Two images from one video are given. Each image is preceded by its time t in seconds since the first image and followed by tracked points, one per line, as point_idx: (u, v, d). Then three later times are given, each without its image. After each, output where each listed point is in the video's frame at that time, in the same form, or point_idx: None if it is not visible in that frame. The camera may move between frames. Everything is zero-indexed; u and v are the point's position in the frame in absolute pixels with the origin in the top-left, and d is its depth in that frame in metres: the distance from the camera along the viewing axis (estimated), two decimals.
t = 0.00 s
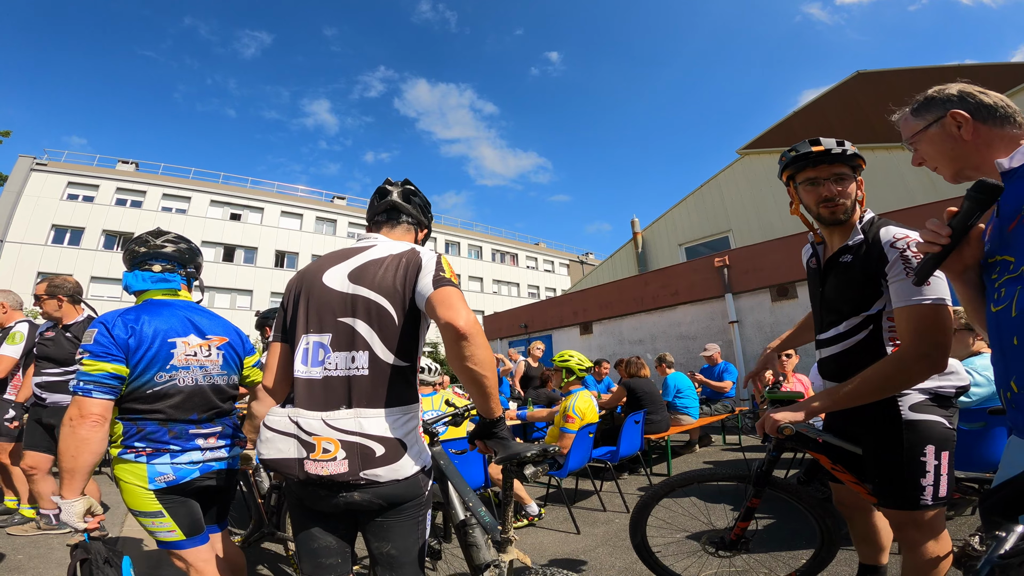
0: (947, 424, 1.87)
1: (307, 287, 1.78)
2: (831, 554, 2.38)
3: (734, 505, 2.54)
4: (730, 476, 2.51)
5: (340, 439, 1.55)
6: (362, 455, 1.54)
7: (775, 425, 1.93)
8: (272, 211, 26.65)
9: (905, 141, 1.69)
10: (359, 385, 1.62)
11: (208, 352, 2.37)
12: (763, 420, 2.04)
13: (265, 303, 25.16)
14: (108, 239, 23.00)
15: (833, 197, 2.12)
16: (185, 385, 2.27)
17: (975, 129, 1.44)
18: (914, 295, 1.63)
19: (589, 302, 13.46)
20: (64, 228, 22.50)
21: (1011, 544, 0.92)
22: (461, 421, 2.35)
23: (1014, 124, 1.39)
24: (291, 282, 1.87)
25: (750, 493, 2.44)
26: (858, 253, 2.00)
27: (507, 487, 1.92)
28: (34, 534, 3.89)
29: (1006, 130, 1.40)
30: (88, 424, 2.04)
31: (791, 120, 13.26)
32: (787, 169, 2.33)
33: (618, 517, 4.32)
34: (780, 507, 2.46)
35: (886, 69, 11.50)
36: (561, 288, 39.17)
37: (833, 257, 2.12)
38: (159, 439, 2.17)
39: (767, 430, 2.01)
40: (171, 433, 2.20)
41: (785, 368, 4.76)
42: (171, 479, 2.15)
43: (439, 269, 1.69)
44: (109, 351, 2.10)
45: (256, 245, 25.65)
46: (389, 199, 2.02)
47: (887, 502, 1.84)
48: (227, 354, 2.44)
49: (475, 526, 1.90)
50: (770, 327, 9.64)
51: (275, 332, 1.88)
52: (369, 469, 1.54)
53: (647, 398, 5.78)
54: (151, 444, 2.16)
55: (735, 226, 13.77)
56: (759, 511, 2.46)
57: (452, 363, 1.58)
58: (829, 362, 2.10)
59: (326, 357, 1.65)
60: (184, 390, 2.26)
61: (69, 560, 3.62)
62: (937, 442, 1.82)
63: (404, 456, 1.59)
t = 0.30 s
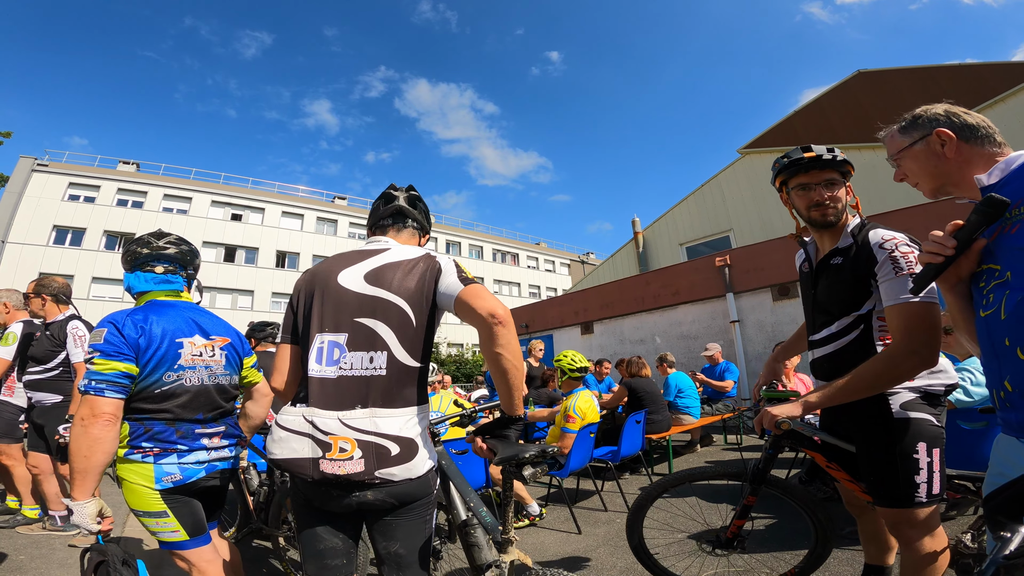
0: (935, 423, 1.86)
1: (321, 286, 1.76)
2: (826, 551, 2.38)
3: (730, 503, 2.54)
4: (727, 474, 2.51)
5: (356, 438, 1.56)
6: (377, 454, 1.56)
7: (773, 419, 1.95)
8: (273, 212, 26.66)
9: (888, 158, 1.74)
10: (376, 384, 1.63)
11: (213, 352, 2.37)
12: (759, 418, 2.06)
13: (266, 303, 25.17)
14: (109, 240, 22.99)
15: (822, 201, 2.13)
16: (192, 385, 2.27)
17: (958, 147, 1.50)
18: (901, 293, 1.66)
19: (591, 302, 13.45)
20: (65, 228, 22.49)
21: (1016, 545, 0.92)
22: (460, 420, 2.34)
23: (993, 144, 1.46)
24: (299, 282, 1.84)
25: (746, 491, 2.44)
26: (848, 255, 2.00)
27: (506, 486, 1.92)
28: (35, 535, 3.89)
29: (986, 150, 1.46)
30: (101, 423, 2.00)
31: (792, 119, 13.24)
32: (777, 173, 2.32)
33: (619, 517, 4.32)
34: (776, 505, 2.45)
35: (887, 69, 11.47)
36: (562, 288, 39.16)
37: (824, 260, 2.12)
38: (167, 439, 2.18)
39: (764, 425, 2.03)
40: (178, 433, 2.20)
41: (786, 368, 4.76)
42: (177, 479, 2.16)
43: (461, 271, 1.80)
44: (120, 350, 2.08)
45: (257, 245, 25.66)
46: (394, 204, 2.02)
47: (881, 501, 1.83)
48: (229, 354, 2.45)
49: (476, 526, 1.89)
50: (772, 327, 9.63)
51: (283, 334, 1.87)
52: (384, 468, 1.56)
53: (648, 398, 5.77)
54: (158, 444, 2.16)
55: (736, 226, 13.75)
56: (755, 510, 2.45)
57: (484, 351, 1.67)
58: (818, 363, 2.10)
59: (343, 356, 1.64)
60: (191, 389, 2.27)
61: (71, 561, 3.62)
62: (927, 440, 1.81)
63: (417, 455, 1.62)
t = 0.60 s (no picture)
0: (924, 421, 1.86)
1: (335, 288, 1.76)
2: (815, 546, 2.39)
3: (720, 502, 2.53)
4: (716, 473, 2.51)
5: (376, 436, 1.57)
6: (396, 452, 1.57)
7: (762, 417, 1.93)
8: (273, 212, 26.68)
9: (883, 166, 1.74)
10: (393, 385, 1.64)
11: (218, 354, 2.38)
12: (750, 412, 2.05)
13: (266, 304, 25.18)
14: (110, 241, 23.01)
15: (818, 205, 2.13)
16: (199, 384, 2.28)
17: (952, 155, 1.50)
18: (888, 295, 1.68)
19: (591, 302, 13.45)
20: (66, 229, 22.53)
21: (1016, 544, 0.92)
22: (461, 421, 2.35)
23: (986, 153, 1.47)
24: (310, 283, 1.83)
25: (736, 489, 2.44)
26: (842, 257, 2.00)
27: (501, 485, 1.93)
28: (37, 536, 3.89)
29: (980, 159, 1.47)
30: (116, 420, 2.01)
31: (792, 119, 13.24)
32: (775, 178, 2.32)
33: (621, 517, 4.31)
34: (765, 502, 2.46)
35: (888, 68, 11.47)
36: (563, 288, 39.14)
37: (819, 262, 2.11)
38: (174, 436, 2.18)
39: (754, 423, 2.02)
40: (186, 431, 2.21)
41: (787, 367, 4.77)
42: (184, 476, 2.17)
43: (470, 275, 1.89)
44: (134, 349, 2.10)
45: (258, 245, 25.69)
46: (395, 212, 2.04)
47: (870, 499, 1.83)
48: (232, 356, 2.46)
49: (473, 524, 1.90)
50: (773, 326, 9.62)
51: (293, 336, 1.81)
52: (402, 466, 1.57)
53: (650, 398, 5.77)
54: (166, 441, 2.16)
55: (737, 226, 13.75)
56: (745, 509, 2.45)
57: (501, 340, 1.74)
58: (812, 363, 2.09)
59: (360, 356, 1.65)
60: (198, 389, 2.28)
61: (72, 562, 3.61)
62: (918, 437, 1.82)
63: (433, 454, 1.63)
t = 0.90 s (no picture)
0: (922, 418, 1.86)
1: (339, 292, 1.77)
2: (815, 543, 2.40)
3: (720, 501, 2.53)
4: (715, 473, 2.50)
5: (376, 435, 1.57)
6: (394, 450, 1.57)
7: (760, 414, 1.94)
8: (274, 212, 26.71)
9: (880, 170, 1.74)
10: (394, 384, 1.65)
11: (223, 356, 2.40)
12: (748, 411, 2.06)
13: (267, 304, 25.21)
14: (111, 241, 23.02)
15: (820, 206, 2.13)
16: (205, 383, 2.29)
17: (951, 161, 1.51)
18: (883, 293, 1.68)
19: (592, 301, 13.45)
20: (67, 229, 22.57)
21: (1015, 543, 0.92)
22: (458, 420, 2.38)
23: (981, 159, 1.49)
24: (314, 288, 1.84)
25: (736, 488, 2.44)
26: (838, 258, 2.00)
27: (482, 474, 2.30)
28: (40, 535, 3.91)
29: (976, 165, 1.48)
30: (129, 410, 2.01)
31: (792, 119, 13.25)
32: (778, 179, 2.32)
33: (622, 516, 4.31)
34: (763, 500, 2.46)
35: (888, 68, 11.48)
36: (564, 287, 39.15)
37: (817, 262, 2.11)
38: (182, 432, 2.19)
39: (751, 421, 2.03)
40: (192, 426, 2.21)
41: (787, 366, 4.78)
42: (189, 470, 2.18)
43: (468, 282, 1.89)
44: (149, 345, 2.12)
45: (259, 246, 25.71)
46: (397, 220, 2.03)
47: (869, 497, 1.83)
48: (235, 359, 2.47)
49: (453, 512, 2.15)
50: (774, 326, 9.62)
51: (301, 338, 1.80)
52: (400, 464, 1.57)
53: (651, 398, 5.77)
54: (174, 436, 2.17)
55: (737, 226, 13.75)
56: (744, 508, 2.45)
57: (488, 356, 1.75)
58: (809, 363, 2.09)
59: (362, 358, 1.65)
60: (205, 387, 2.29)
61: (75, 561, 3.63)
62: (917, 435, 1.82)
63: (432, 452, 1.63)
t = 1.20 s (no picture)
0: (930, 417, 1.86)
1: (340, 298, 1.75)
2: (818, 542, 2.39)
3: (722, 500, 2.53)
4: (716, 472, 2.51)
5: (383, 432, 1.59)
6: (400, 445, 1.59)
7: (764, 413, 1.92)
8: (275, 213, 26.71)
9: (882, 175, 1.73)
10: (398, 386, 1.67)
11: (230, 357, 2.45)
12: (752, 409, 2.05)
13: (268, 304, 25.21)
14: (111, 241, 23.02)
15: (818, 209, 2.13)
16: (217, 381, 2.34)
17: (954, 166, 1.51)
18: (884, 293, 1.68)
19: (593, 301, 13.44)
20: (68, 230, 22.59)
21: (1017, 544, 0.92)
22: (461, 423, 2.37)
23: (982, 164, 1.50)
24: (312, 294, 1.81)
25: (740, 488, 2.44)
26: (839, 259, 2.00)
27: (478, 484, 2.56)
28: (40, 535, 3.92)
29: (978, 170, 1.49)
30: (154, 401, 2.02)
31: (793, 118, 13.22)
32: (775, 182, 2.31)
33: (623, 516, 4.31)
34: (767, 499, 2.46)
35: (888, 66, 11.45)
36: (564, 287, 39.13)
37: (818, 264, 2.11)
38: (195, 426, 2.23)
39: (756, 420, 2.02)
40: (204, 421, 2.26)
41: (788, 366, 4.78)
42: (198, 464, 2.20)
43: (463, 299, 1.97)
44: (173, 342, 2.15)
45: (260, 246, 25.72)
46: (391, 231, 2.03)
47: (877, 497, 1.83)
48: (240, 362, 2.52)
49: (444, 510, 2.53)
50: (775, 325, 9.61)
51: (296, 346, 1.76)
52: (406, 458, 1.59)
53: (652, 398, 5.77)
54: (188, 431, 2.20)
55: (738, 225, 13.74)
56: (747, 507, 2.45)
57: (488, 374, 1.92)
58: (814, 364, 2.09)
59: (368, 363, 1.66)
60: (217, 385, 2.34)
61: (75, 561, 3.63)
62: (925, 435, 1.82)
63: (436, 445, 1.66)
